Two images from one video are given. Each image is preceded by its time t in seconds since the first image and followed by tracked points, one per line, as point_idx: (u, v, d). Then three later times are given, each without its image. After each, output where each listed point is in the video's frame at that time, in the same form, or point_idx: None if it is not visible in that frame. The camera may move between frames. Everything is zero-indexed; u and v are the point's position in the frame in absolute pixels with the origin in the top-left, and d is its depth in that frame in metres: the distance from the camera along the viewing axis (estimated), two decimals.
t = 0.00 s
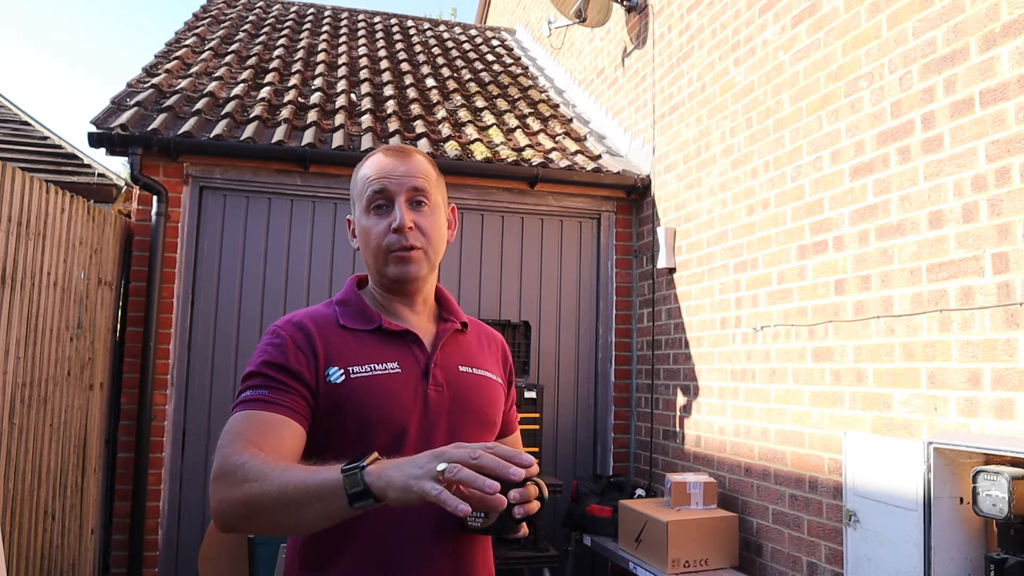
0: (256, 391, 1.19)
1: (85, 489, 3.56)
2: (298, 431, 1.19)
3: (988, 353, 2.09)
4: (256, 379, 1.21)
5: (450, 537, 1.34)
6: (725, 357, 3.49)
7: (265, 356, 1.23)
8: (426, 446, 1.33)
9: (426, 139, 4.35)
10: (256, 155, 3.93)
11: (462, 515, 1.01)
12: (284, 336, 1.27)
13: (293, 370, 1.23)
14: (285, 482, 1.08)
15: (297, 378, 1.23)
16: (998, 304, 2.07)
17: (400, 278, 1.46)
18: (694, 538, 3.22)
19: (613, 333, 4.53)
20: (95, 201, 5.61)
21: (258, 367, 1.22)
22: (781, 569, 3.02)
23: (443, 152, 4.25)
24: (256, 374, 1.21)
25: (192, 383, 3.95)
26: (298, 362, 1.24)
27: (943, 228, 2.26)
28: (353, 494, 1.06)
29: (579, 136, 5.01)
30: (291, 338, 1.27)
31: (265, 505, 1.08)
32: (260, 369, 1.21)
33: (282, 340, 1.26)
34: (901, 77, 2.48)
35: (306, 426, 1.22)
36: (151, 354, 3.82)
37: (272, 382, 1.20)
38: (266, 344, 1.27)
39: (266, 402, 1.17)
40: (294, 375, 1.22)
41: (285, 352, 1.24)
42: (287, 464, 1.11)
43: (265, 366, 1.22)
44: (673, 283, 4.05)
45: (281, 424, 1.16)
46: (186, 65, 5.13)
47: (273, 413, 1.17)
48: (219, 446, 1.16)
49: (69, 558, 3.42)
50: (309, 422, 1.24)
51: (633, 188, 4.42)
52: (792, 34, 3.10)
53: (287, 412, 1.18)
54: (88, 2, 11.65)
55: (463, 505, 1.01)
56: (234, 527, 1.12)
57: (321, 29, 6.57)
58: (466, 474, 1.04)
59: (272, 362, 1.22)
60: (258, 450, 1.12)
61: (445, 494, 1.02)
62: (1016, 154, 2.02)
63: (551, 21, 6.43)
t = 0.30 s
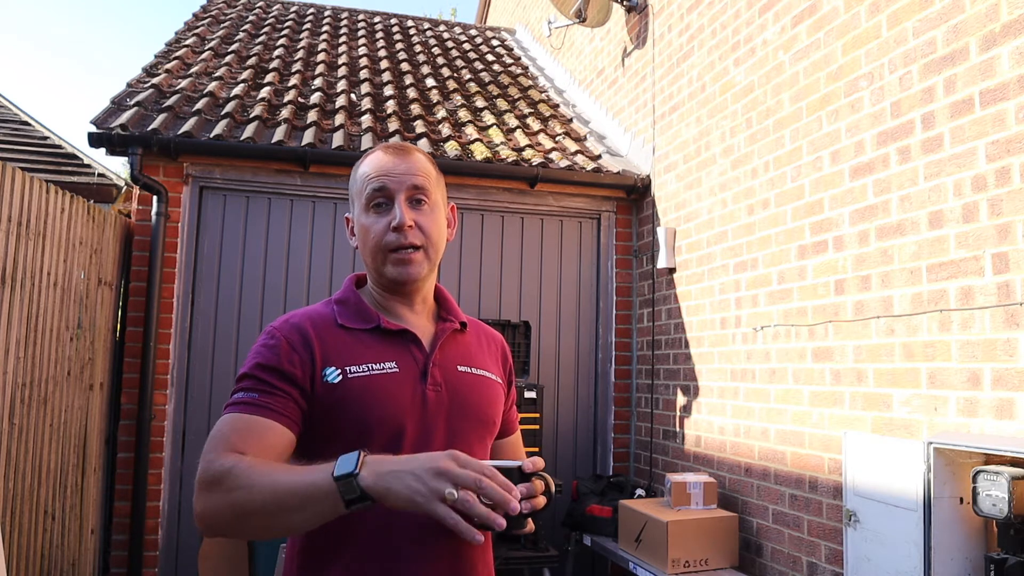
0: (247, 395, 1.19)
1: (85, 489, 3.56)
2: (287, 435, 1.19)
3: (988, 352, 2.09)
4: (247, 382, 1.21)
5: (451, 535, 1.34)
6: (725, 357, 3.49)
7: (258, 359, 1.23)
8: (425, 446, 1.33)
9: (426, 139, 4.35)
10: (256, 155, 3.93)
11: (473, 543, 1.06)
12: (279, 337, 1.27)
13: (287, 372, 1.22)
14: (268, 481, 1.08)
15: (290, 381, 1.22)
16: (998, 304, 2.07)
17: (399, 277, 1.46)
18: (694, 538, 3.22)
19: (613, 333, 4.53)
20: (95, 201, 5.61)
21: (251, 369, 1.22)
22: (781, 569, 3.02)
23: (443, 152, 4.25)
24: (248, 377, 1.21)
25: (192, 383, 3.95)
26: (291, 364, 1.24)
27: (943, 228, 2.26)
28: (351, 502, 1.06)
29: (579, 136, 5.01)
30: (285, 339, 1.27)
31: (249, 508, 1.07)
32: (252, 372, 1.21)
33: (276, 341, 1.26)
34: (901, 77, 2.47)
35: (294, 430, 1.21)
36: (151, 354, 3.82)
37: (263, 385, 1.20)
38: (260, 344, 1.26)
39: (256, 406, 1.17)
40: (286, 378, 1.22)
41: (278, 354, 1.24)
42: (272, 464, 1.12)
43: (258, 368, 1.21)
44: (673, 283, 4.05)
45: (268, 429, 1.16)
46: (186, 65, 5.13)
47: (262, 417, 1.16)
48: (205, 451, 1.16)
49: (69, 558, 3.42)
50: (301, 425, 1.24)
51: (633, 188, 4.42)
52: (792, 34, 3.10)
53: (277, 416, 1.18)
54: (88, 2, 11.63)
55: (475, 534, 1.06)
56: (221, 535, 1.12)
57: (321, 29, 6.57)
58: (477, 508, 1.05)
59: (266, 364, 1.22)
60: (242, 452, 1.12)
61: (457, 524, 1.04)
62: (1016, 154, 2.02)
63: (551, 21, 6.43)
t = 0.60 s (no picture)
0: (236, 423, 1.22)
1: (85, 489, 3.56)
2: (277, 460, 1.23)
3: (988, 352, 2.09)
4: (234, 408, 1.23)
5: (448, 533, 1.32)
6: (725, 357, 3.49)
7: (244, 382, 1.24)
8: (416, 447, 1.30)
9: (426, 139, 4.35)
10: (255, 155, 3.93)
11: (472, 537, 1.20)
12: (263, 351, 1.26)
13: (269, 392, 1.23)
14: (274, 522, 1.18)
15: (276, 402, 1.24)
16: (998, 304, 2.07)
17: (387, 274, 1.44)
18: (694, 538, 3.22)
19: (613, 333, 4.53)
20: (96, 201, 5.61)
21: (237, 395, 1.23)
22: (781, 569, 3.01)
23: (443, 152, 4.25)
24: (235, 404, 1.23)
25: (192, 383, 3.95)
26: (276, 385, 1.24)
27: (943, 228, 2.26)
28: (361, 536, 1.17)
29: (579, 136, 5.01)
30: (268, 356, 1.26)
31: (265, 544, 1.20)
32: (238, 399, 1.23)
33: (260, 357, 1.26)
34: (901, 77, 2.47)
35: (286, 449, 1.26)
36: (151, 354, 3.82)
37: (249, 412, 1.22)
38: (245, 359, 1.27)
39: (247, 437, 1.21)
40: (272, 400, 1.23)
41: (263, 376, 1.24)
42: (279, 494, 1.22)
43: (245, 393, 1.23)
44: (673, 283, 4.05)
45: (261, 459, 1.22)
46: (186, 65, 5.13)
47: (254, 448, 1.21)
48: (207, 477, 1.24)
49: (69, 558, 3.42)
50: (293, 445, 1.26)
51: (633, 188, 4.42)
52: (792, 34, 3.10)
53: (268, 444, 1.22)
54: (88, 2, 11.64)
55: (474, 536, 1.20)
56: (235, 551, 1.25)
57: (321, 29, 6.57)
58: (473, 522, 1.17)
59: (252, 389, 1.23)
60: (243, 487, 1.20)
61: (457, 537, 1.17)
62: (1016, 154, 2.02)
63: (551, 21, 6.43)
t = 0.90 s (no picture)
0: (226, 418, 1.21)
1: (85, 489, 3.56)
2: (265, 457, 1.22)
3: (989, 352, 2.09)
4: (227, 402, 1.22)
5: (445, 531, 1.32)
6: (725, 357, 3.49)
7: (237, 378, 1.23)
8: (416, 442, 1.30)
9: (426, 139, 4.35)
10: (255, 155, 3.93)
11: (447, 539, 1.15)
12: (259, 347, 1.26)
13: (262, 389, 1.23)
14: (251, 516, 1.15)
15: (270, 400, 1.23)
16: (998, 304, 2.06)
17: (382, 282, 1.44)
18: (694, 538, 3.22)
19: (613, 333, 4.53)
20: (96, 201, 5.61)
21: (229, 391, 1.22)
22: (781, 569, 3.01)
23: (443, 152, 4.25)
24: (227, 399, 1.22)
25: (192, 383, 3.95)
26: (270, 383, 1.24)
27: (943, 228, 2.26)
28: (335, 535, 1.12)
29: (579, 136, 5.01)
30: (265, 351, 1.26)
31: (241, 540, 1.17)
32: (231, 395, 1.22)
33: (257, 353, 1.25)
34: (901, 77, 2.47)
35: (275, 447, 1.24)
36: (151, 354, 3.82)
37: (241, 407, 1.21)
38: (241, 356, 1.26)
39: (237, 433, 1.20)
40: (265, 398, 1.23)
41: (257, 373, 1.23)
42: (264, 488, 1.20)
43: (238, 389, 1.22)
44: (673, 283, 4.05)
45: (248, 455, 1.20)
46: (186, 65, 5.13)
47: (241, 444, 1.20)
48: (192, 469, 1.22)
49: (69, 558, 3.42)
50: (285, 443, 1.26)
51: (633, 188, 4.42)
52: (792, 34, 3.10)
53: (257, 441, 1.21)
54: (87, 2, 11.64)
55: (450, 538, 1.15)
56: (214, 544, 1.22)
57: (321, 29, 6.57)
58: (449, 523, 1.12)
59: (245, 385, 1.22)
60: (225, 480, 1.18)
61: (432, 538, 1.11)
62: (1016, 154, 2.02)
63: (551, 21, 6.43)
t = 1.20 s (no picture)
0: (220, 421, 1.21)
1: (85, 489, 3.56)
2: (259, 460, 1.23)
3: (988, 352, 2.09)
4: (219, 405, 1.22)
5: (443, 531, 1.32)
6: (725, 357, 3.49)
7: (231, 380, 1.23)
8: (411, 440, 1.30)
9: (426, 139, 4.35)
10: (255, 155, 3.93)
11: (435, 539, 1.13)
12: (252, 349, 1.26)
13: (256, 392, 1.23)
14: (244, 519, 1.15)
15: (263, 402, 1.23)
16: (998, 304, 2.06)
17: (376, 281, 1.43)
18: (694, 538, 3.22)
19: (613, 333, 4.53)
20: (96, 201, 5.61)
21: (223, 393, 1.23)
22: (781, 569, 3.01)
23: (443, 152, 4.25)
24: (220, 402, 1.22)
25: (192, 383, 3.95)
26: (264, 386, 1.24)
27: (943, 228, 2.26)
28: (327, 537, 1.12)
29: (579, 136, 5.01)
30: (258, 354, 1.26)
31: (234, 543, 1.17)
32: (224, 398, 1.22)
33: (249, 356, 1.25)
34: (901, 77, 2.47)
35: (270, 451, 1.25)
36: (151, 354, 3.82)
37: (234, 410, 1.21)
38: (234, 359, 1.26)
39: (230, 436, 1.20)
40: (259, 400, 1.23)
41: (251, 375, 1.24)
42: (260, 492, 1.20)
43: (231, 391, 1.22)
44: (673, 283, 4.06)
45: (242, 459, 1.20)
46: (186, 65, 5.13)
47: (234, 448, 1.20)
48: (185, 473, 1.22)
49: (69, 558, 3.42)
50: (279, 446, 1.26)
51: (633, 188, 4.42)
52: (792, 34, 3.10)
53: (251, 445, 1.21)
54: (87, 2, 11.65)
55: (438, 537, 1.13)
56: (207, 549, 1.22)
57: (321, 29, 6.57)
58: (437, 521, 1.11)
59: (239, 388, 1.23)
60: (218, 484, 1.18)
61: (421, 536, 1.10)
62: (1016, 154, 2.02)
63: (551, 21, 6.43)
